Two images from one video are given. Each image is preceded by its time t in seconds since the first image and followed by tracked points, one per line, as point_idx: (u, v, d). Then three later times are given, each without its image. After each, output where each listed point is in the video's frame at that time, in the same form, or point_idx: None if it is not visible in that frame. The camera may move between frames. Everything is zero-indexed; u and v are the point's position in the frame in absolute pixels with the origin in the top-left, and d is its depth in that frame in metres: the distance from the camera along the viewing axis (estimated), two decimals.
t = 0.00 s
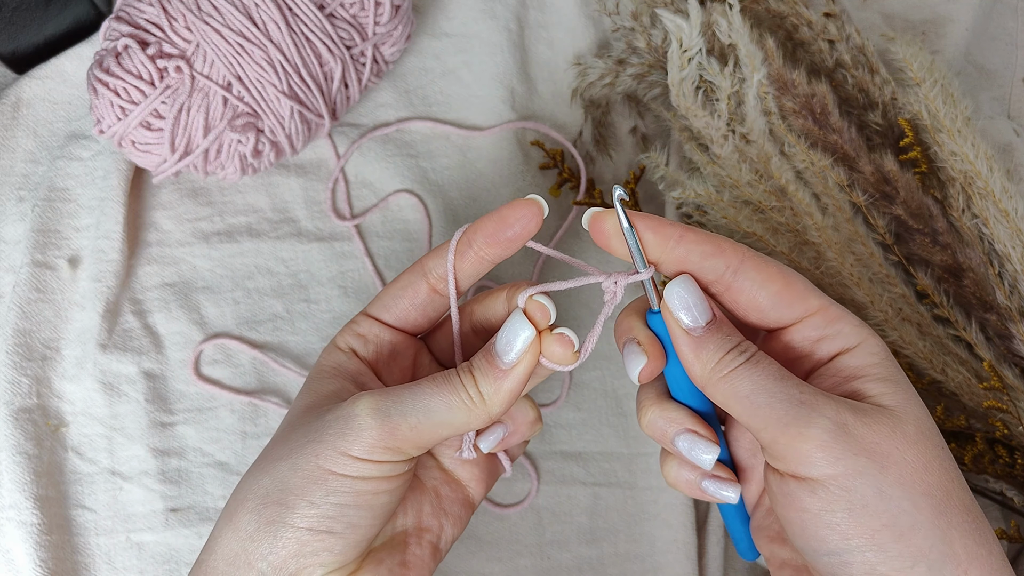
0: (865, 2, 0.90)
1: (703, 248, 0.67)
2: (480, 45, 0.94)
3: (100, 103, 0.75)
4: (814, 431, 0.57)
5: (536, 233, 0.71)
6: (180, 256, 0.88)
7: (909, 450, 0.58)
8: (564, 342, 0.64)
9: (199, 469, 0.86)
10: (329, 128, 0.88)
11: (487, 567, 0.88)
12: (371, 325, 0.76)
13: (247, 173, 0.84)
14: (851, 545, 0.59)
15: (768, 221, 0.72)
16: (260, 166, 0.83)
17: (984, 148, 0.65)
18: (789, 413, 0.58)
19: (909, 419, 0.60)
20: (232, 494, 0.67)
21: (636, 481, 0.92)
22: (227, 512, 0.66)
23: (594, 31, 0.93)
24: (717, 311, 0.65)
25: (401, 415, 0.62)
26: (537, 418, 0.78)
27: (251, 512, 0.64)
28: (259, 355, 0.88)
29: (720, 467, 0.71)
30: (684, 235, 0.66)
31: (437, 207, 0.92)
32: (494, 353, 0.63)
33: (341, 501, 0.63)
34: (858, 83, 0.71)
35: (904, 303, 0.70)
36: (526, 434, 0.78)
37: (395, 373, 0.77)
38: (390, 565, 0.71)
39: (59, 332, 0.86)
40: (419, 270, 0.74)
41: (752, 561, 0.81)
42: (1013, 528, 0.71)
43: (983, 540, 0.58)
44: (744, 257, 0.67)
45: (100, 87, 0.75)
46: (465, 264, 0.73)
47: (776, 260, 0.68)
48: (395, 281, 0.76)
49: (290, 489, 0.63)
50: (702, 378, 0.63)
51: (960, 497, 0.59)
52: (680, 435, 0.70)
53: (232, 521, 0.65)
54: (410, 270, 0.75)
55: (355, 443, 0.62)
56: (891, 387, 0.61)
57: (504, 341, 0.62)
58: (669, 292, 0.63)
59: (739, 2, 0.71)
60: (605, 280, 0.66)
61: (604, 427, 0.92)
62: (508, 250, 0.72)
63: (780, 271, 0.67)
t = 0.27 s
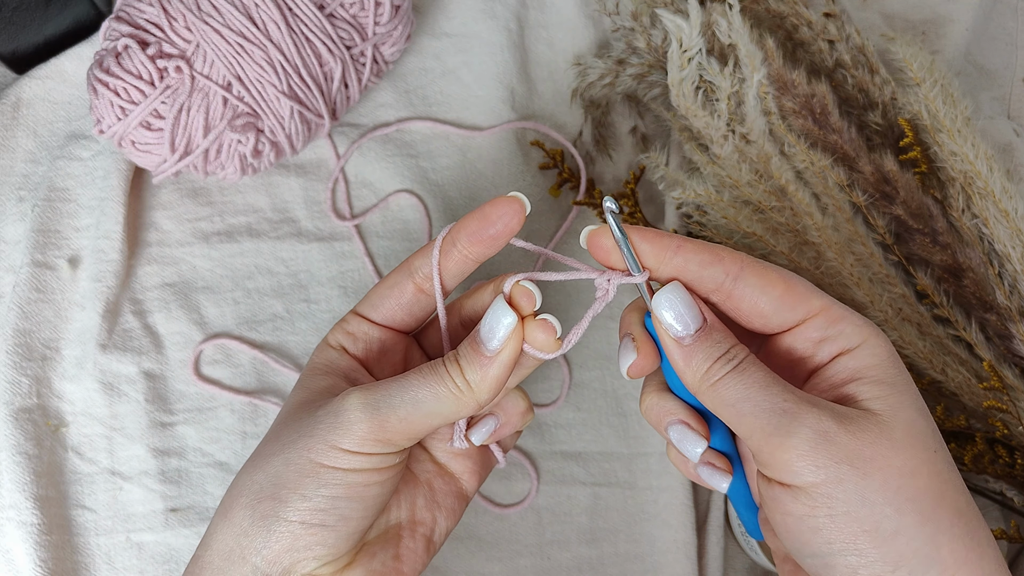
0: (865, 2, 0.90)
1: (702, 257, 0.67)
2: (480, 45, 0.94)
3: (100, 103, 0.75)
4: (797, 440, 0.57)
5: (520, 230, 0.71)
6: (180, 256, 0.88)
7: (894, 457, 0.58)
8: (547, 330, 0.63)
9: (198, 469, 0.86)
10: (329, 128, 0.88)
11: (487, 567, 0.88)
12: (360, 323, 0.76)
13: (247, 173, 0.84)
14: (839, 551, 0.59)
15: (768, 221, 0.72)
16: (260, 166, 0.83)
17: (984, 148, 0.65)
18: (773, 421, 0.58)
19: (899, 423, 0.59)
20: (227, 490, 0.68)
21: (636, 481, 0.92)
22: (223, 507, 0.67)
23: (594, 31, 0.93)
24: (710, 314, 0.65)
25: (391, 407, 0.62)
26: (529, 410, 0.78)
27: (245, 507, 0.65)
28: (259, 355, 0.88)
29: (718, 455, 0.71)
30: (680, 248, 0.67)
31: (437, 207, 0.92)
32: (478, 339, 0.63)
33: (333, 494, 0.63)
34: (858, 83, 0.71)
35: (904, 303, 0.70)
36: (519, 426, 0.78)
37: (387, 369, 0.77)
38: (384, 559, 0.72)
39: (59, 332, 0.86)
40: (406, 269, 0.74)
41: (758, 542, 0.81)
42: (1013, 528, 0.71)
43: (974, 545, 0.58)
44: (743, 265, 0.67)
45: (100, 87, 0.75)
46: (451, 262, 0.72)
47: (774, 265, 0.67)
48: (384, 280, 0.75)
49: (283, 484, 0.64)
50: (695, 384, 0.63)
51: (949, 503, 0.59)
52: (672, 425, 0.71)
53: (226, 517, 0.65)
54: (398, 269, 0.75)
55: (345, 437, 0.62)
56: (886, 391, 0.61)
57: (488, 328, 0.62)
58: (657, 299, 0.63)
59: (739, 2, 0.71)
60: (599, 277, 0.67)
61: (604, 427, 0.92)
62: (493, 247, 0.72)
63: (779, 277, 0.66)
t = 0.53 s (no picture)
0: (866, 2, 0.89)
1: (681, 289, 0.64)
2: (480, 45, 0.94)
3: (100, 103, 0.75)
4: (741, 476, 0.57)
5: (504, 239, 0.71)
6: (180, 256, 0.88)
7: (836, 523, 0.55)
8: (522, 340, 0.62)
9: (198, 469, 0.86)
10: (329, 128, 0.88)
11: (487, 567, 0.88)
12: (338, 318, 0.76)
13: (246, 173, 0.84)
14: None
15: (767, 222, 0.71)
16: (260, 166, 0.83)
17: (984, 148, 0.65)
18: (715, 470, 0.59)
19: (858, 489, 0.55)
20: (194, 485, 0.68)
21: (636, 481, 0.92)
22: (190, 500, 0.67)
23: (594, 31, 0.93)
24: (687, 336, 0.65)
25: (358, 406, 0.61)
26: (502, 411, 0.78)
27: (211, 503, 0.65)
28: (259, 355, 0.88)
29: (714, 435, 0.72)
30: (656, 283, 0.64)
31: (437, 207, 0.92)
32: (452, 339, 0.62)
33: (298, 492, 0.64)
34: (858, 83, 0.71)
35: (904, 303, 0.70)
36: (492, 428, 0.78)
37: (361, 366, 0.77)
38: (350, 555, 0.72)
39: (60, 332, 0.86)
40: (388, 268, 0.75)
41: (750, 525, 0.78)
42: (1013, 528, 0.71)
43: None
44: (725, 296, 0.64)
45: (100, 87, 0.75)
46: (432, 267, 0.72)
47: (760, 290, 0.62)
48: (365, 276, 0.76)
49: (249, 480, 0.64)
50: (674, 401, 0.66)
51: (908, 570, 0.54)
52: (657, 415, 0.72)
53: (192, 512, 0.66)
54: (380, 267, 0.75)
55: (313, 435, 0.62)
56: (863, 441, 0.56)
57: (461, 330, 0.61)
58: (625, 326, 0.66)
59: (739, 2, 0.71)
60: (576, 305, 0.67)
61: (604, 427, 0.92)
62: (476, 255, 0.71)
63: (764, 303, 0.62)
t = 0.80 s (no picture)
0: (866, 2, 0.89)
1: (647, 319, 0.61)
2: (480, 45, 0.94)
3: (100, 103, 0.75)
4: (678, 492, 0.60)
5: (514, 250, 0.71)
6: (180, 256, 0.88)
7: (744, 560, 0.56)
8: (539, 357, 0.68)
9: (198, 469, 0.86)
10: (329, 128, 0.88)
11: (487, 567, 0.88)
12: (320, 301, 0.73)
13: (246, 173, 0.84)
14: None
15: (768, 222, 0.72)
16: (259, 166, 0.83)
17: (985, 148, 0.65)
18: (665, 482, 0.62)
19: (765, 543, 0.54)
20: (186, 482, 0.66)
21: (636, 481, 0.92)
22: (189, 503, 0.65)
23: (594, 31, 0.93)
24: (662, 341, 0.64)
25: (384, 416, 0.62)
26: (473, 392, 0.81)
27: (221, 510, 0.64)
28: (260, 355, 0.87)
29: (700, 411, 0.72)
30: (637, 310, 0.61)
31: (437, 207, 0.92)
32: (469, 349, 0.65)
33: (316, 498, 0.64)
34: (858, 83, 0.71)
35: (904, 303, 0.70)
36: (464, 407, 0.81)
37: (344, 353, 0.76)
38: (337, 548, 0.73)
39: (59, 332, 0.86)
40: (381, 255, 0.73)
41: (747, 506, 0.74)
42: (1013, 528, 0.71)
43: None
44: (684, 332, 0.58)
45: (100, 87, 0.75)
46: (432, 264, 0.73)
47: (709, 332, 0.55)
48: (353, 262, 0.73)
49: (265, 488, 0.63)
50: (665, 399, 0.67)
51: None
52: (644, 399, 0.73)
53: (195, 516, 0.64)
54: (370, 253, 0.73)
55: (336, 445, 0.62)
56: (781, 497, 0.53)
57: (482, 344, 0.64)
58: (615, 330, 0.67)
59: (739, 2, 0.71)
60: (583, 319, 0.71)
61: (604, 427, 0.92)
62: (477, 261, 0.72)
63: (710, 347, 0.55)
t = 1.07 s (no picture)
0: (866, 2, 0.89)
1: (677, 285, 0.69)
2: (481, 45, 0.94)
3: (100, 103, 0.75)
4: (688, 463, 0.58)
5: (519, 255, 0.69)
6: (180, 256, 0.88)
7: (767, 518, 0.56)
8: (566, 364, 0.69)
9: (198, 469, 0.86)
10: (329, 128, 0.88)
11: (487, 567, 0.88)
12: (331, 331, 0.72)
13: (247, 173, 0.84)
14: None
15: (767, 222, 0.72)
16: (260, 166, 0.83)
17: (984, 148, 0.65)
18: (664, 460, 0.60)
19: (796, 487, 0.56)
20: (246, 536, 0.65)
21: (636, 481, 0.92)
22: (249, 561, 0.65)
23: (594, 31, 0.93)
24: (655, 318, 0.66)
25: (432, 450, 0.63)
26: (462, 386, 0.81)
27: (284, 564, 0.64)
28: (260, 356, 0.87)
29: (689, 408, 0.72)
30: (661, 280, 0.70)
31: (437, 207, 0.92)
32: (501, 368, 0.66)
33: (378, 535, 0.65)
34: (858, 83, 0.71)
35: (904, 303, 0.70)
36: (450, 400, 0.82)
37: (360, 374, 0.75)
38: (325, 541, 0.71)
39: (59, 332, 0.86)
40: (386, 277, 0.71)
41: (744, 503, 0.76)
42: (1013, 528, 0.70)
43: None
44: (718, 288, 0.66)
45: (100, 86, 0.75)
46: (442, 278, 0.72)
47: (751, 284, 0.64)
48: (359, 288, 0.71)
49: (327, 535, 0.63)
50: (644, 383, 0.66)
51: (832, 569, 0.55)
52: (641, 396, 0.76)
53: (265, 568, 0.64)
54: (375, 277, 0.71)
55: (389, 485, 0.62)
56: (810, 439, 0.56)
57: (517, 359, 0.65)
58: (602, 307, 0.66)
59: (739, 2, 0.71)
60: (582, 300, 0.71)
61: (604, 427, 0.92)
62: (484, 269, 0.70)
63: (747, 295, 0.64)
